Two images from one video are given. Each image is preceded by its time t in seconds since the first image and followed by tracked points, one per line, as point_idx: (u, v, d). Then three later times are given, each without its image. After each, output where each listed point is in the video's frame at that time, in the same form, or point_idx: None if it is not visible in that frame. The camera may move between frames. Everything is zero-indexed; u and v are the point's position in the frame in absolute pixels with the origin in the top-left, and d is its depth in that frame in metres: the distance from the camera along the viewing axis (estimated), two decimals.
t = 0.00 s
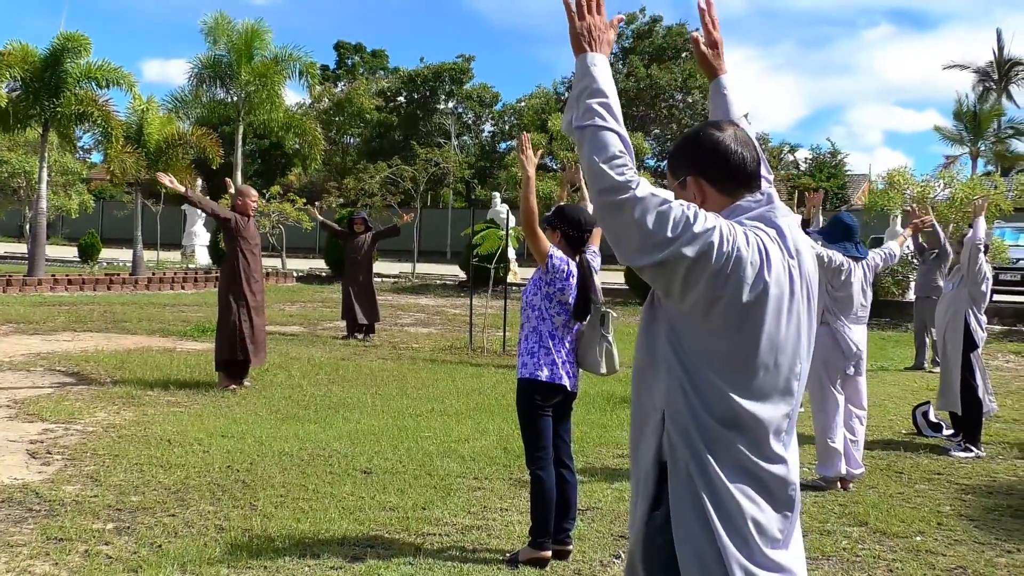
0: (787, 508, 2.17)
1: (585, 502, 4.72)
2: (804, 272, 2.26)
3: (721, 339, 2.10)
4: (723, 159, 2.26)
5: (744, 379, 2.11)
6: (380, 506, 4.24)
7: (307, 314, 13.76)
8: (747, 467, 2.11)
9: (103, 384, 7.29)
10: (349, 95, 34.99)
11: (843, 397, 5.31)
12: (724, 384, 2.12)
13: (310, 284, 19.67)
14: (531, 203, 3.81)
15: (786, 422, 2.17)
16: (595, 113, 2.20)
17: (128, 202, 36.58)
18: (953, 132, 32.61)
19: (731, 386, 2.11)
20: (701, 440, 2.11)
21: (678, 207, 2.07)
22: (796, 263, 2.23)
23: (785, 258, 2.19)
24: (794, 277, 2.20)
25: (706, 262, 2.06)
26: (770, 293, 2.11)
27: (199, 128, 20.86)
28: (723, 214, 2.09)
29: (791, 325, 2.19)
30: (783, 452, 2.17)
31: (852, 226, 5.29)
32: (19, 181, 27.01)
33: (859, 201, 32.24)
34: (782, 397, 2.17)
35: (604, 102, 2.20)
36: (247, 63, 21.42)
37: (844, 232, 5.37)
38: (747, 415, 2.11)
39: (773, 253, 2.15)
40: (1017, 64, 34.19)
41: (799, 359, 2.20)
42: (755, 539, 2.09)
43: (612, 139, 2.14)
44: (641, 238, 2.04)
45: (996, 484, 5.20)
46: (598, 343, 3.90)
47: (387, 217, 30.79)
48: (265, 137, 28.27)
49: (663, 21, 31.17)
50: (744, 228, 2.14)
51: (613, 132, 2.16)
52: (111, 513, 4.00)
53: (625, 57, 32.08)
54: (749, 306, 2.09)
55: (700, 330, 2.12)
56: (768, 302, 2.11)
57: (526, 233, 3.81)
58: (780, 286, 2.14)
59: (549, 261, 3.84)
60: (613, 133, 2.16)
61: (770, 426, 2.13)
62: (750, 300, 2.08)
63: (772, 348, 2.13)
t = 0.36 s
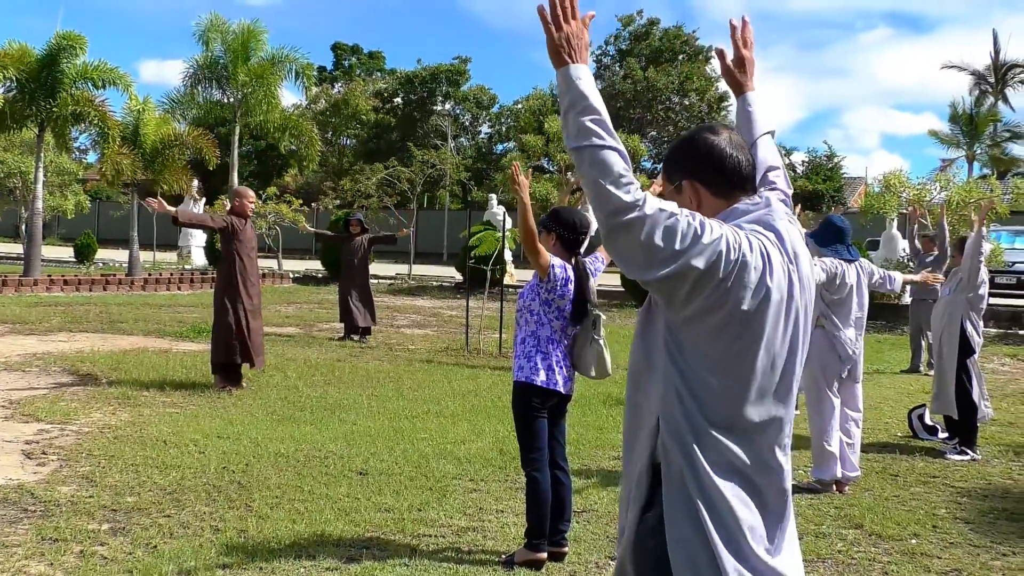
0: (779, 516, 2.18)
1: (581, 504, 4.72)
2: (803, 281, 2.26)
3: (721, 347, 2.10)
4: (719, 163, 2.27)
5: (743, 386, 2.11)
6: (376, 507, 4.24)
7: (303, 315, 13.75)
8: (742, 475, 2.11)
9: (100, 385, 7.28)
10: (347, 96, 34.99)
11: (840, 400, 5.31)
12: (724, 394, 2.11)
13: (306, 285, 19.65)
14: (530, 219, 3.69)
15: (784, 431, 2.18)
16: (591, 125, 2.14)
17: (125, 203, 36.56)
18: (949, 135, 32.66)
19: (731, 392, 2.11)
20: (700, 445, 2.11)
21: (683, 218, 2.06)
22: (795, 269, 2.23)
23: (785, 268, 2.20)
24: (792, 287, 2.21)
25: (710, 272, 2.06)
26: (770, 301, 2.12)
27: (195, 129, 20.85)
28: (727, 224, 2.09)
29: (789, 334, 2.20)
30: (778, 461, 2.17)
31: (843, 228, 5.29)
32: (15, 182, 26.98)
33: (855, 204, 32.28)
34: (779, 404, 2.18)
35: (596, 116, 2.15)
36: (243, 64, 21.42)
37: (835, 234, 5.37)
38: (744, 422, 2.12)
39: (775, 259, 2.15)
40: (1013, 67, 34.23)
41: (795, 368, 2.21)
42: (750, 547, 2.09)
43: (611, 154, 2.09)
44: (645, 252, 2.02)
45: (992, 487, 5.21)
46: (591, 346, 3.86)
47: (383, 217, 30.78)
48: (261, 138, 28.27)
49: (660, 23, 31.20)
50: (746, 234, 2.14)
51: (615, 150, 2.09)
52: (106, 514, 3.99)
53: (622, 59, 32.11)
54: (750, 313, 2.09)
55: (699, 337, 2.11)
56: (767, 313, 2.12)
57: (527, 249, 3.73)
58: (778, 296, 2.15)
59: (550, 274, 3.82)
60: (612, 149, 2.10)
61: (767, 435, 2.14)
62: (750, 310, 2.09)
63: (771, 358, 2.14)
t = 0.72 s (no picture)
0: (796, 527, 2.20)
1: (583, 505, 4.73)
2: (810, 285, 2.26)
3: (737, 364, 2.10)
4: (724, 168, 2.27)
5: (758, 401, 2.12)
6: (378, 509, 4.24)
7: (306, 316, 13.77)
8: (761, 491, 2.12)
9: (102, 385, 7.29)
10: (351, 97, 35.03)
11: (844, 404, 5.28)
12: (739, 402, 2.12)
13: (310, 286, 19.66)
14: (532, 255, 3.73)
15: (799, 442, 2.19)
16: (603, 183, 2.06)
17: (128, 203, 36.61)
18: (953, 139, 32.62)
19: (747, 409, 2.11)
20: (715, 458, 2.12)
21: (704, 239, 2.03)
22: (803, 272, 2.23)
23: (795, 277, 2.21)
24: (803, 294, 2.21)
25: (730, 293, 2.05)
26: (782, 314, 2.13)
27: (199, 129, 20.84)
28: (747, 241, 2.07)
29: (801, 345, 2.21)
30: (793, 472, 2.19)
31: (847, 234, 5.22)
32: (19, 182, 27.00)
33: (858, 207, 32.26)
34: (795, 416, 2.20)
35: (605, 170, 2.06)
36: (248, 65, 21.41)
37: (838, 239, 5.30)
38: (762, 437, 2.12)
39: (786, 264, 2.16)
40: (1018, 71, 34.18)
41: (808, 379, 2.22)
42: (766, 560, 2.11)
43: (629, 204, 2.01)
44: (671, 289, 1.97)
45: (995, 491, 5.20)
46: (593, 348, 3.86)
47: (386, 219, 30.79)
48: (265, 139, 28.29)
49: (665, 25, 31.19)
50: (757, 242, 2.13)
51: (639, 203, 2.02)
52: (108, 515, 3.99)
53: (626, 61, 32.10)
54: (764, 322, 2.10)
55: (714, 354, 2.11)
56: (781, 326, 2.13)
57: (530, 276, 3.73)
58: (791, 306, 2.15)
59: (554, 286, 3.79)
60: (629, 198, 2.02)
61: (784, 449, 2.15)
62: (764, 323, 2.10)
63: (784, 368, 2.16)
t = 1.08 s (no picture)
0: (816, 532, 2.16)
1: (586, 508, 4.72)
2: (812, 285, 2.27)
3: (746, 373, 2.10)
4: (720, 170, 2.27)
5: (771, 406, 2.11)
6: (381, 510, 4.24)
7: (310, 317, 13.79)
8: (774, 497, 2.11)
9: (105, 386, 7.30)
10: (355, 99, 35.07)
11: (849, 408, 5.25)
12: (746, 404, 2.11)
13: (314, 288, 19.70)
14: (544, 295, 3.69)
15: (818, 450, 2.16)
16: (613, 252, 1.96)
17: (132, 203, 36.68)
18: (958, 142, 32.61)
19: (757, 417, 2.11)
20: (726, 466, 2.13)
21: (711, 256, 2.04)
22: (803, 271, 2.23)
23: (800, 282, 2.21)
24: (806, 294, 2.21)
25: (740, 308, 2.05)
26: (788, 319, 2.13)
27: (204, 131, 20.86)
28: (753, 249, 2.08)
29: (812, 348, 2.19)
30: (814, 478, 2.14)
31: (852, 237, 5.19)
32: (24, 183, 27.05)
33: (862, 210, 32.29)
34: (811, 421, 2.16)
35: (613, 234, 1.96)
36: (253, 67, 21.44)
37: (843, 242, 5.27)
38: (774, 444, 2.11)
39: (786, 264, 2.16)
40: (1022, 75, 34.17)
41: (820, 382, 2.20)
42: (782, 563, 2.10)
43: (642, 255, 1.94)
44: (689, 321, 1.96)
45: (998, 494, 5.19)
46: (597, 351, 3.85)
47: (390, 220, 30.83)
48: (270, 140, 28.33)
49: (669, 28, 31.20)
50: (756, 245, 2.15)
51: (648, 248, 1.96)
52: (112, 515, 3.99)
53: (630, 63, 32.10)
54: (769, 325, 2.10)
55: (723, 363, 2.11)
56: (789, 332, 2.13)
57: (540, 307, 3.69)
58: (796, 309, 2.15)
59: (560, 298, 3.76)
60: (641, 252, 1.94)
61: (801, 456, 2.12)
62: (770, 328, 2.10)
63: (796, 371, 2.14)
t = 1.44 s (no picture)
0: (822, 527, 2.17)
1: (588, 510, 4.72)
2: (802, 280, 2.27)
3: (742, 378, 2.10)
4: (710, 172, 2.28)
5: (773, 409, 2.10)
6: (383, 513, 4.24)
7: (311, 320, 13.79)
8: (779, 499, 2.10)
9: (106, 388, 7.30)
10: (356, 101, 35.08)
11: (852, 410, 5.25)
12: (744, 406, 2.11)
13: (315, 290, 19.71)
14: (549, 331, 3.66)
15: (820, 449, 2.16)
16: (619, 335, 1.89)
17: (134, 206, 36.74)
18: (959, 144, 32.62)
19: (755, 419, 2.11)
20: (729, 471, 2.12)
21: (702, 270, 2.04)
22: (793, 266, 2.23)
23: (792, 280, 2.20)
24: (797, 290, 2.21)
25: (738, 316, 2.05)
26: (783, 317, 2.13)
27: (206, 133, 20.85)
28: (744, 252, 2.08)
29: (807, 345, 2.20)
30: (817, 476, 2.14)
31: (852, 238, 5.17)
32: (26, 186, 27.05)
33: (864, 212, 32.29)
34: (812, 418, 2.16)
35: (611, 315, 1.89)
36: (255, 69, 21.43)
37: (843, 244, 5.26)
38: (777, 447, 2.10)
39: (777, 262, 2.17)
40: None
41: (818, 380, 2.20)
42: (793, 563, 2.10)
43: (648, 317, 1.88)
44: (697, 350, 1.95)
45: (1000, 496, 5.19)
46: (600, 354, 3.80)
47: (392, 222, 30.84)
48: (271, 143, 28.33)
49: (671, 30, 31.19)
50: (743, 246, 2.16)
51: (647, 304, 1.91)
52: (114, 517, 4.00)
53: (632, 65, 32.09)
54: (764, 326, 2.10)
55: (720, 367, 2.11)
56: (785, 331, 2.13)
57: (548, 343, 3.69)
58: (789, 306, 2.15)
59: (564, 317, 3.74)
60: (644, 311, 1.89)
61: (803, 457, 2.12)
62: (766, 330, 2.10)
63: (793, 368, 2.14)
